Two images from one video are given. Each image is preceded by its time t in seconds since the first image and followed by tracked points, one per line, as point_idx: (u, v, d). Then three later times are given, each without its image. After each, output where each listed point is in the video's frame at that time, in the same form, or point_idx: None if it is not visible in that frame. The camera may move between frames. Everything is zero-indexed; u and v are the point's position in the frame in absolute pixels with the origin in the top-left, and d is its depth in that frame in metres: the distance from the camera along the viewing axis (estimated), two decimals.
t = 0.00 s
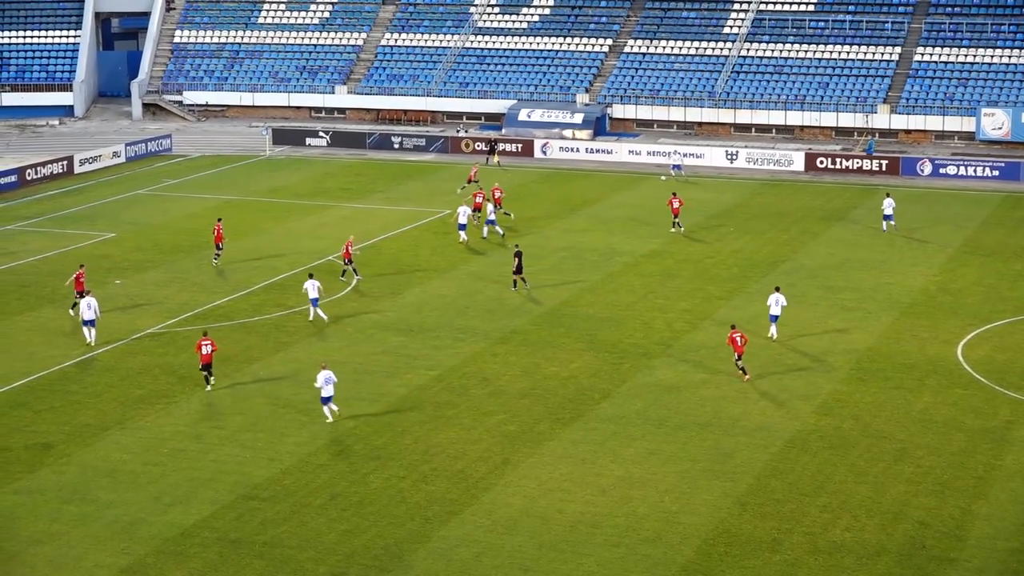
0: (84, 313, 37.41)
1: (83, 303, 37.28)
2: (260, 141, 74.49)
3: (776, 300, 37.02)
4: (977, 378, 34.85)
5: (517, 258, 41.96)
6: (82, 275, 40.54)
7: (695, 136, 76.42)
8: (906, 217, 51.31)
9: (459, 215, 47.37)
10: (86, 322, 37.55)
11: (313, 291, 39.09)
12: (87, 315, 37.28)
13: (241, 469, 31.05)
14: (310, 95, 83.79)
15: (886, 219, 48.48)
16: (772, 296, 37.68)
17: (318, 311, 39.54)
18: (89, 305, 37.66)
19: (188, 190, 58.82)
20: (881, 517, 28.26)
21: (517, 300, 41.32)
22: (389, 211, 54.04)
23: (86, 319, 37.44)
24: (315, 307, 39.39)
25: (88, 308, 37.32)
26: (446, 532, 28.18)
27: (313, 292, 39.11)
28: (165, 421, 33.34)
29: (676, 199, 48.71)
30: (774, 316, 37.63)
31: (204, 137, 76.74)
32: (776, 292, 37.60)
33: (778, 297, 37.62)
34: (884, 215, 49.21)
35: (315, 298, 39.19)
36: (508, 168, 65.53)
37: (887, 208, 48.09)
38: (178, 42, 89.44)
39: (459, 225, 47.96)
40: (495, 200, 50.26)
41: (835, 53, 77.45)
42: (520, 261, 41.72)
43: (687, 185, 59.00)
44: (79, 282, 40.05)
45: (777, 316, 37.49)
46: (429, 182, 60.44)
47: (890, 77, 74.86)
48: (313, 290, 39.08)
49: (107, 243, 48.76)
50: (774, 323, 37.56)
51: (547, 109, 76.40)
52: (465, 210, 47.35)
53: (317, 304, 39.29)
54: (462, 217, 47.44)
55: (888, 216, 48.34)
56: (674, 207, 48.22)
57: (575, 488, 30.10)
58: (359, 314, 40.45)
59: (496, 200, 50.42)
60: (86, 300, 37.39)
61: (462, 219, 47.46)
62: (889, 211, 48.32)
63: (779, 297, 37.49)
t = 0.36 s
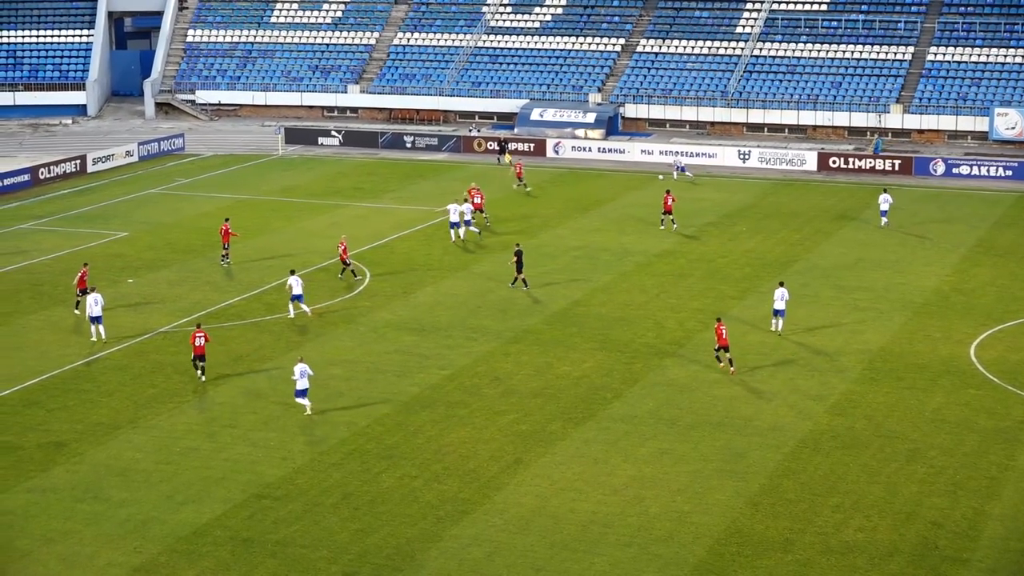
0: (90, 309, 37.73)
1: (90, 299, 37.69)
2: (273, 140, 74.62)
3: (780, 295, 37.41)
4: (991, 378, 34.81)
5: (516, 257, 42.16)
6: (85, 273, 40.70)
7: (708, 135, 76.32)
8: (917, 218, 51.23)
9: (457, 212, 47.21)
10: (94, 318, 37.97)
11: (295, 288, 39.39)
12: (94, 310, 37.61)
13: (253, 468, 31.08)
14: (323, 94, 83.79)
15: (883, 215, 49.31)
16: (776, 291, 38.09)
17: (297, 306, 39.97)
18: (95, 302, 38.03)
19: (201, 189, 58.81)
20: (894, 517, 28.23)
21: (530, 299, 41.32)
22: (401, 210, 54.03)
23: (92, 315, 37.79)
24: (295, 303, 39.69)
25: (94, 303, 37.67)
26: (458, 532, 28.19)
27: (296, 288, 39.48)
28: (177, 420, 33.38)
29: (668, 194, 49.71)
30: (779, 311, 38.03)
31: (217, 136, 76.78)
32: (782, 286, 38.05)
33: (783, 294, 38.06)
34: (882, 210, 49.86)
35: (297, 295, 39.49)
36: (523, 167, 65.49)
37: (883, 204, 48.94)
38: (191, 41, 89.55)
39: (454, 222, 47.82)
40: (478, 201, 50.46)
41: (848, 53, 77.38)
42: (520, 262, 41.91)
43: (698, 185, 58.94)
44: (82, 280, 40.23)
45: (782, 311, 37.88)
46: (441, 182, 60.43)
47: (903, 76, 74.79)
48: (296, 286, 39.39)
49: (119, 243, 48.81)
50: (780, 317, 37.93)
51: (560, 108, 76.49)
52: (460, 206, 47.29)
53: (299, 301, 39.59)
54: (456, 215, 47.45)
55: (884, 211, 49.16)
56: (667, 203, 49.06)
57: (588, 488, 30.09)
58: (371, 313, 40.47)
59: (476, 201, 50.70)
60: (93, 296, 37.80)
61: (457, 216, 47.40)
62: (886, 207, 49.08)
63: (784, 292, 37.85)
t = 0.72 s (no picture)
0: (99, 307, 38.13)
1: (98, 295, 38.03)
2: (289, 138, 74.72)
3: (791, 289, 37.59)
4: (1007, 378, 34.73)
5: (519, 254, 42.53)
6: (96, 270, 40.70)
7: (724, 135, 76.28)
8: (933, 217, 51.12)
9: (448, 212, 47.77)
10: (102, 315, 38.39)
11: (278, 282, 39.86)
12: (103, 307, 38.01)
13: (269, 467, 31.12)
14: (339, 94, 83.92)
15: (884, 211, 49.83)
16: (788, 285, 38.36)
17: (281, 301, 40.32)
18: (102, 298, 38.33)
19: (216, 188, 58.87)
20: (909, 517, 28.19)
21: (545, 299, 41.32)
22: (416, 209, 54.09)
23: (100, 312, 38.19)
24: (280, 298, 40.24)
25: (102, 301, 38.07)
26: (473, 531, 28.20)
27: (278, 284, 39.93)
28: (193, 418, 33.43)
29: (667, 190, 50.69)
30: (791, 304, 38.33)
31: (233, 135, 76.85)
32: (794, 280, 38.23)
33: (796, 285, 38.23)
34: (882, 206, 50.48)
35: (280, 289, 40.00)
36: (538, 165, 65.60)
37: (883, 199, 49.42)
38: (207, 40, 89.68)
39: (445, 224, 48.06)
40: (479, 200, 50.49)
41: (864, 52, 77.26)
42: (522, 258, 42.20)
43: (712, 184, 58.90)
44: (94, 277, 40.15)
45: (793, 305, 38.16)
46: (456, 181, 60.43)
47: (919, 76, 74.67)
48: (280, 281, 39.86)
49: (134, 241, 48.91)
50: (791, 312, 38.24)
51: (576, 106, 76.62)
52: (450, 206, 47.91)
53: (283, 297, 40.15)
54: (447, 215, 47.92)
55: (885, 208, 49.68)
56: (665, 199, 49.53)
57: (603, 487, 30.10)
58: (387, 311, 40.50)
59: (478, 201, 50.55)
60: (101, 294, 38.14)
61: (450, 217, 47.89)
62: (886, 205, 49.76)
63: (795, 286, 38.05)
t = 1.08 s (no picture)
0: (114, 301, 38.37)
1: (113, 291, 38.20)
2: (312, 137, 74.84)
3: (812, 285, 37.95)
4: None
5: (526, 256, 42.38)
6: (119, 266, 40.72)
7: (748, 134, 76.07)
8: (955, 217, 50.94)
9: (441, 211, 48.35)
10: (117, 310, 38.60)
11: (270, 275, 40.48)
12: (117, 302, 38.23)
13: (292, 465, 31.17)
14: (362, 92, 84.08)
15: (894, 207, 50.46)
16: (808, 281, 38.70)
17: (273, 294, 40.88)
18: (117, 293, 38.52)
19: (240, 187, 58.95)
20: (933, 517, 28.13)
21: (569, 298, 41.29)
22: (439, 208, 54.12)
23: (115, 307, 38.39)
24: (272, 292, 40.87)
25: (117, 296, 38.26)
26: (496, 530, 28.21)
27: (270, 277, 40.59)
28: (217, 416, 33.49)
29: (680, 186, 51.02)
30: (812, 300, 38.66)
31: (256, 134, 76.94)
32: (813, 276, 38.64)
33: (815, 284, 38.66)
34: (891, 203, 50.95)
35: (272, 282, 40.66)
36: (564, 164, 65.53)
37: (894, 197, 49.99)
38: (231, 38, 89.81)
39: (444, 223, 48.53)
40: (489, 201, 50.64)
41: (890, 52, 77.09)
42: (531, 259, 42.07)
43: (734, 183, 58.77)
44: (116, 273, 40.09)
45: (815, 300, 38.50)
46: (479, 180, 60.43)
47: (944, 76, 74.49)
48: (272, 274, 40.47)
49: (157, 239, 49.02)
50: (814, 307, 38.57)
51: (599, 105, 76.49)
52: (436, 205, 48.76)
53: (274, 289, 40.83)
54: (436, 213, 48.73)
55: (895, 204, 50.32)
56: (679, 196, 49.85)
57: (626, 486, 30.07)
58: (410, 310, 40.51)
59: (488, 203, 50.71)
60: (115, 288, 38.30)
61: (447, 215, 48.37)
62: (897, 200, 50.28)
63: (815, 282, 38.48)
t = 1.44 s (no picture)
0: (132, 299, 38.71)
1: (132, 289, 38.55)
2: (345, 137, 75.05)
3: (840, 283, 38.19)
4: None
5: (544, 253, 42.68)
6: (141, 263, 40.97)
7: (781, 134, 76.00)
8: (988, 218, 50.70)
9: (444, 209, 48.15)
10: (136, 308, 38.91)
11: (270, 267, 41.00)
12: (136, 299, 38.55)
13: (325, 463, 31.21)
14: (396, 92, 84.28)
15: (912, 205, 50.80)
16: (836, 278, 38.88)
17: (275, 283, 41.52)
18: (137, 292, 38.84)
19: (275, 185, 59.06)
20: (967, 519, 28.02)
21: (602, 297, 41.28)
22: (472, 207, 54.18)
23: (134, 305, 38.73)
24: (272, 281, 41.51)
25: (136, 293, 38.65)
26: (529, 529, 28.20)
27: (271, 267, 41.19)
28: (250, 414, 33.57)
29: (707, 182, 51.13)
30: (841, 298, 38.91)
31: (289, 132, 77.21)
32: (841, 273, 38.82)
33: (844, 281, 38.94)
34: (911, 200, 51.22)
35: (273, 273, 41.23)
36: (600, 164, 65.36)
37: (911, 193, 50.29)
38: (265, 38, 90.01)
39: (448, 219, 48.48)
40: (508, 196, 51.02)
41: (924, 52, 76.91)
42: (549, 258, 42.34)
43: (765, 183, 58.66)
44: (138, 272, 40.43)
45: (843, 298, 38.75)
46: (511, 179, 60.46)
47: (979, 75, 74.28)
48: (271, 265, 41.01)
49: (190, 237, 49.22)
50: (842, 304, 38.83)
51: (632, 105, 76.84)
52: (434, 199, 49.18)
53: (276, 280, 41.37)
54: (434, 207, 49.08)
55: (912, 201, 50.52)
56: (703, 191, 50.54)
57: (658, 486, 30.05)
58: (443, 309, 40.56)
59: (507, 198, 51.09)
60: (134, 287, 38.69)
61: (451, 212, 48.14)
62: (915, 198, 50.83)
63: (843, 279, 38.77)
